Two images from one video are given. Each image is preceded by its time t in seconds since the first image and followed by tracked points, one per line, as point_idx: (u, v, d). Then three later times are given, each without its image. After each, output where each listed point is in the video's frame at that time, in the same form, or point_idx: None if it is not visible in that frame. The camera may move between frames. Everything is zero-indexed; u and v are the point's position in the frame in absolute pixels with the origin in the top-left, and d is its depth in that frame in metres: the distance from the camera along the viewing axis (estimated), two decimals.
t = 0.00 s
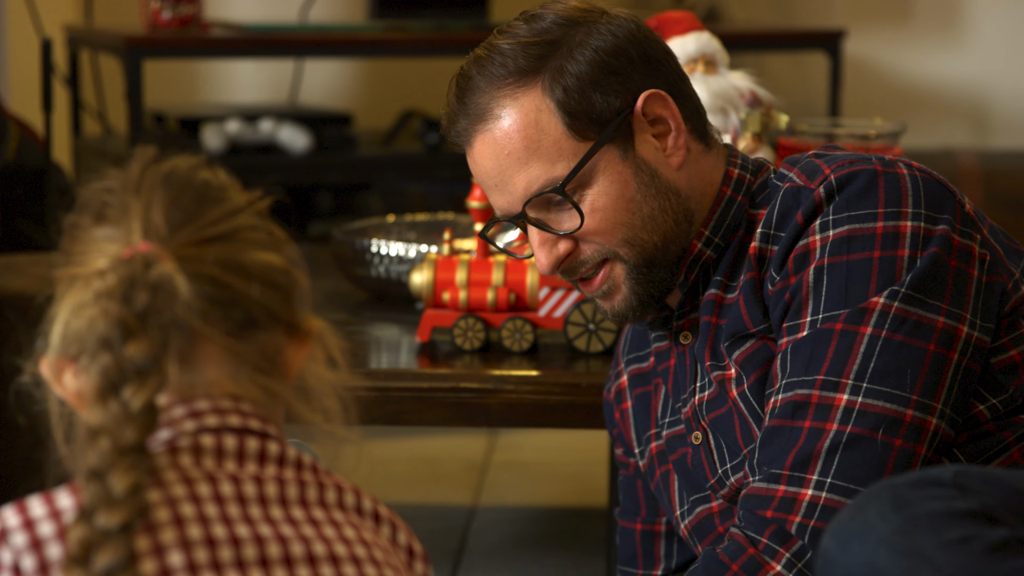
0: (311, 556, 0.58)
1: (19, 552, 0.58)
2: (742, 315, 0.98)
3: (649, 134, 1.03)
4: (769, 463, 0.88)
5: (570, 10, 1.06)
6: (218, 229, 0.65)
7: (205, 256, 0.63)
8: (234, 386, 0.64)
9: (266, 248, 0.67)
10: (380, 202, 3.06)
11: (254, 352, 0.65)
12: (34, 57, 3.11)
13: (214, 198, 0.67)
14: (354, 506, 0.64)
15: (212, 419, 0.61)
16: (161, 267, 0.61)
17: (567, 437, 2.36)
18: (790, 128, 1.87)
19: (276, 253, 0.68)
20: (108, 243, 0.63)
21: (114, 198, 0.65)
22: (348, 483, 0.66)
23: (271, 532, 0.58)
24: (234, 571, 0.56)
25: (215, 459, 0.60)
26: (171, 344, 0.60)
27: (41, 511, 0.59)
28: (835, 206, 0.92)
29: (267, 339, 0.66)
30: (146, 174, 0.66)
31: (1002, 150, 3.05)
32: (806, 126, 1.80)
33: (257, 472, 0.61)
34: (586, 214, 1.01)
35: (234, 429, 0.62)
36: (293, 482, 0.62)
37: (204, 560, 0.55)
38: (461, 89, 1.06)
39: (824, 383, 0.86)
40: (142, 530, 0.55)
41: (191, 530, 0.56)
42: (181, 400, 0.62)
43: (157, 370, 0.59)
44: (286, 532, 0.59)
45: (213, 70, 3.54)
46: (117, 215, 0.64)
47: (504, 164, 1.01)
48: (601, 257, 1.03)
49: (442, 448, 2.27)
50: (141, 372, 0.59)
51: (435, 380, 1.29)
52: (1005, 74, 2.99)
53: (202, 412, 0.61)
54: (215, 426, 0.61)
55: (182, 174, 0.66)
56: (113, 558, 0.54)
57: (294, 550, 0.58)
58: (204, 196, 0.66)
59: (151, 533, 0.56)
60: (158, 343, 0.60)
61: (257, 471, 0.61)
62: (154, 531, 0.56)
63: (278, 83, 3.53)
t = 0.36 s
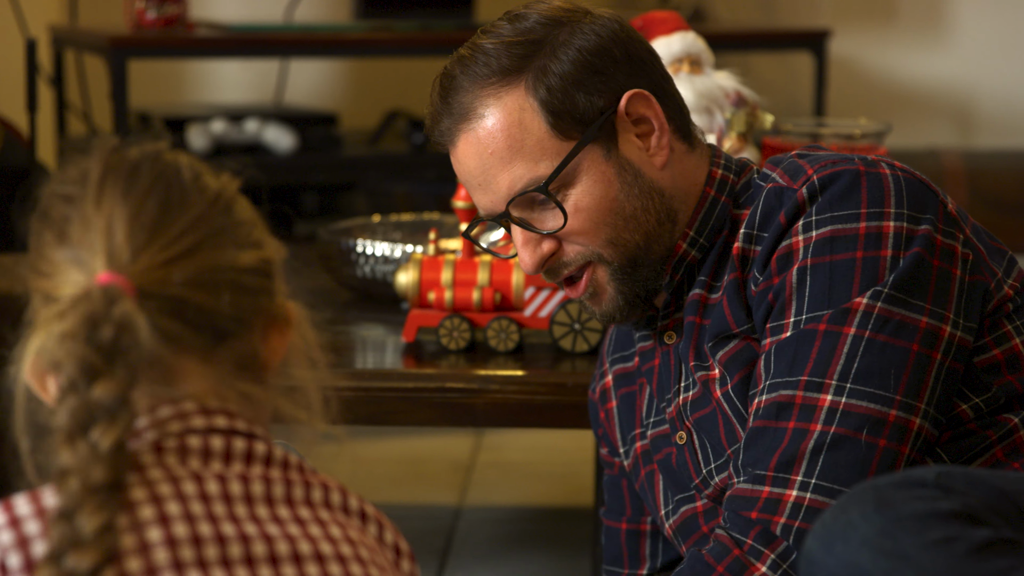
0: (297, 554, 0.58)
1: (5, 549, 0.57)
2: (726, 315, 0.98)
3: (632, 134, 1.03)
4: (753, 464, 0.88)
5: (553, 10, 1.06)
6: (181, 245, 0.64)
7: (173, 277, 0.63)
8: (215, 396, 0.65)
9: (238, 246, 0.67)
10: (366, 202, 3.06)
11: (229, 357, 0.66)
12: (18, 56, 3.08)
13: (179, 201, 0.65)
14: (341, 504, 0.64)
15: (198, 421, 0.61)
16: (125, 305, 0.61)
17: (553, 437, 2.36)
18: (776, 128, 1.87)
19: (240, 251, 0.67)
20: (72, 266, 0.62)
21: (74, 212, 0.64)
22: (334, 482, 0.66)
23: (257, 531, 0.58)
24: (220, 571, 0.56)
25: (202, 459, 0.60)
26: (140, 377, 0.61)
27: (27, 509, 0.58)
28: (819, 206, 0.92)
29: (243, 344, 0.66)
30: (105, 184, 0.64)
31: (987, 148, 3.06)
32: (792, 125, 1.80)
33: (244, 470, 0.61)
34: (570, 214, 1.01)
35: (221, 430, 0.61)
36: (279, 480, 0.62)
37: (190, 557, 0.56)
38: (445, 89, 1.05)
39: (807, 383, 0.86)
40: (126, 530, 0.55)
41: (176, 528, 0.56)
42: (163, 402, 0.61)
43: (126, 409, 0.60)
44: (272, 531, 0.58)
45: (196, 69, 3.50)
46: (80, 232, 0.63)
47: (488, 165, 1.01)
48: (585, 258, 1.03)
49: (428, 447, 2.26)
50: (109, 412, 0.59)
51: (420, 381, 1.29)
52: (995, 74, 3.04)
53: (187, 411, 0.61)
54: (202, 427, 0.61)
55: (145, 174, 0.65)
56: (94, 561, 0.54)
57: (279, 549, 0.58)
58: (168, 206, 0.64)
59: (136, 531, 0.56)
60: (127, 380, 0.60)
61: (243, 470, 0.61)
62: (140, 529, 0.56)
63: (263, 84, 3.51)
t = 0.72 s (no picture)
0: (291, 556, 0.58)
1: None
2: (714, 316, 0.97)
3: (619, 130, 1.03)
4: (742, 464, 0.88)
5: (541, 8, 1.05)
6: (144, 278, 0.62)
7: (140, 312, 0.62)
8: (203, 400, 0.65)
9: (207, 258, 0.65)
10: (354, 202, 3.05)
11: (212, 359, 0.66)
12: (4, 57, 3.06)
13: (139, 222, 0.62)
14: (337, 502, 0.65)
15: (194, 425, 0.62)
16: (87, 362, 0.60)
17: (541, 437, 2.36)
18: (762, 127, 1.87)
19: (208, 261, 0.65)
20: (38, 304, 0.61)
21: (32, 245, 0.61)
22: (330, 480, 0.67)
23: (251, 533, 0.58)
24: (212, 571, 0.56)
25: (197, 459, 0.60)
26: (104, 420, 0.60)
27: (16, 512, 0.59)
28: (806, 206, 0.92)
29: (226, 346, 0.66)
30: (63, 214, 0.61)
31: (971, 148, 3.08)
32: (778, 125, 1.80)
33: (240, 471, 0.61)
34: (557, 208, 1.01)
35: (218, 433, 0.62)
36: (275, 480, 0.62)
37: (183, 561, 0.56)
38: (433, 85, 1.05)
39: (796, 384, 0.86)
40: (117, 533, 0.56)
41: (169, 531, 0.56)
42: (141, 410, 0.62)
43: (88, 460, 0.58)
44: (266, 532, 0.59)
45: (182, 69, 3.49)
46: (43, 267, 0.61)
47: (475, 160, 1.00)
48: (573, 252, 1.03)
49: (415, 448, 2.26)
50: (70, 463, 0.57)
51: (407, 382, 1.29)
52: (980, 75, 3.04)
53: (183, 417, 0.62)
54: (198, 431, 0.62)
55: (103, 196, 0.62)
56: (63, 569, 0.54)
57: (273, 551, 0.58)
58: (128, 235, 0.61)
59: (129, 534, 0.56)
60: (89, 429, 0.59)
61: (239, 470, 0.61)
62: (133, 532, 0.56)
63: (250, 85, 3.49)
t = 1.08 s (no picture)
0: (278, 559, 0.58)
1: None
2: (702, 316, 0.97)
3: (618, 95, 1.09)
4: (730, 465, 0.88)
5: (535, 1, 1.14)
6: (139, 274, 0.61)
7: (134, 309, 0.61)
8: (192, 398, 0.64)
9: (203, 257, 0.64)
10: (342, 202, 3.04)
11: (206, 360, 0.65)
12: None
13: (135, 219, 0.61)
14: (324, 505, 0.65)
15: (182, 427, 0.61)
16: (79, 356, 0.58)
17: (529, 438, 2.35)
18: (750, 127, 1.87)
19: (203, 260, 0.64)
20: (32, 301, 0.61)
21: (27, 238, 0.61)
22: (317, 482, 0.66)
23: (238, 536, 0.58)
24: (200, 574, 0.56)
25: (184, 462, 0.60)
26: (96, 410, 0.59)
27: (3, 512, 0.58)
28: (793, 207, 0.92)
29: (220, 347, 0.65)
30: (58, 209, 0.60)
31: (958, 148, 3.09)
32: (766, 125, 1.80)
33: (227, 473, 0.61)
34: (564, 147, 1.04)
35: (206, 435, 0.62)
36: (262, 482, 0.62)
37: (170, 565, 0.55)
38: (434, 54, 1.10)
39: (783, 385, 0.86)
40: (105, 537, 0.55)
41: (157, 534, 0.56)
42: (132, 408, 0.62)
43: (77, 457, 0.57)
44: (254, 535, 0.58)
45: (168, 68, 3.47)
46: (37, 261, 0.60)
47: (482, 104, 1.05)
48: (579, 196, 1.05)
49: (403, 448, 2.25)
50: (59, 459, 0.56)
51: (395, 381, 1.28)
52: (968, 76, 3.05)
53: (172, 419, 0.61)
54: (186, 433, 0.61)
55: (100, 192, 0.61)
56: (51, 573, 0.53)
57: (261, 553, 0.58)
58: (123, 231, 0.61)
59: (116, 537, 0.55)
60: (81, 425, 0.58)
61: (227, 472, 0.61)
62: (120, 535, 0.56)
63: (237, 85, 3.48)
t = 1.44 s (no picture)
0: (264, 558, 0.57)
1: None
2: (690, 316, 0.97)
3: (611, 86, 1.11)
4: (719, 465, 0.88)
5: None
6: (128, 247, 0.62)
7: (122, 282, 0.61)
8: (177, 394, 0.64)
9: (188, 239, 0.65)
10: (329, 202, 3.03)
11: (182, 349, 0.65)
12: None
13: (123, 198, 0.63)
14: (308, 505, 0.64)
15: (164, 424, 0.61)
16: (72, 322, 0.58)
17: (517, 438, 2.35)
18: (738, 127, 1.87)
19: (189, 240, 0.65)
20: (17, 276, 0.59)
21: (14, 217, 0.60)
22: (300, 482, 0.66)
23: (223, 535, 0.57)
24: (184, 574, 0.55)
25: (167, 460, 0.60)
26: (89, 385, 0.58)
27: None
28: (781, 207, 0.92)
29: (197, 338, 0.66)
30: (46, 186, 0.61)
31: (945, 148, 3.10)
32: (754, 125, 1.80)
33: (210, 472, 0.60)
34: (558, 130, 1.05)
35: (188, 431, 0.61)
36: (246, 482, 0.61)
37: (154, 565, 0.54)
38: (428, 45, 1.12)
39: (771, 385, 0.86)
40: (89, 536, 0.55)
41: (141, 534, 0.55)
42: (121, 405, 0.62)
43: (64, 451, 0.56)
44: (238, 534, 0.58)
45: (155, 69, 3.45)
46: (23, 236, 0.60)
47: (476, 91, 1.06)
48: (572, 179, 1.05)
49: (391, 448, 2.24)
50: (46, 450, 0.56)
51: (383, 381, 1.28)
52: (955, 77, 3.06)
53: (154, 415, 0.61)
54: (169, 430, 0.61)
55: (88, 172, 0.62)
56: None
57: (246, 553, 0.57)
58: (112, 207, 0.62)
59: (100, 538, 0.55)
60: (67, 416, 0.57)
61: (210, 471, 0.60)
62: (104, 536, 0.55)
63: (224, 85, 3.47)
